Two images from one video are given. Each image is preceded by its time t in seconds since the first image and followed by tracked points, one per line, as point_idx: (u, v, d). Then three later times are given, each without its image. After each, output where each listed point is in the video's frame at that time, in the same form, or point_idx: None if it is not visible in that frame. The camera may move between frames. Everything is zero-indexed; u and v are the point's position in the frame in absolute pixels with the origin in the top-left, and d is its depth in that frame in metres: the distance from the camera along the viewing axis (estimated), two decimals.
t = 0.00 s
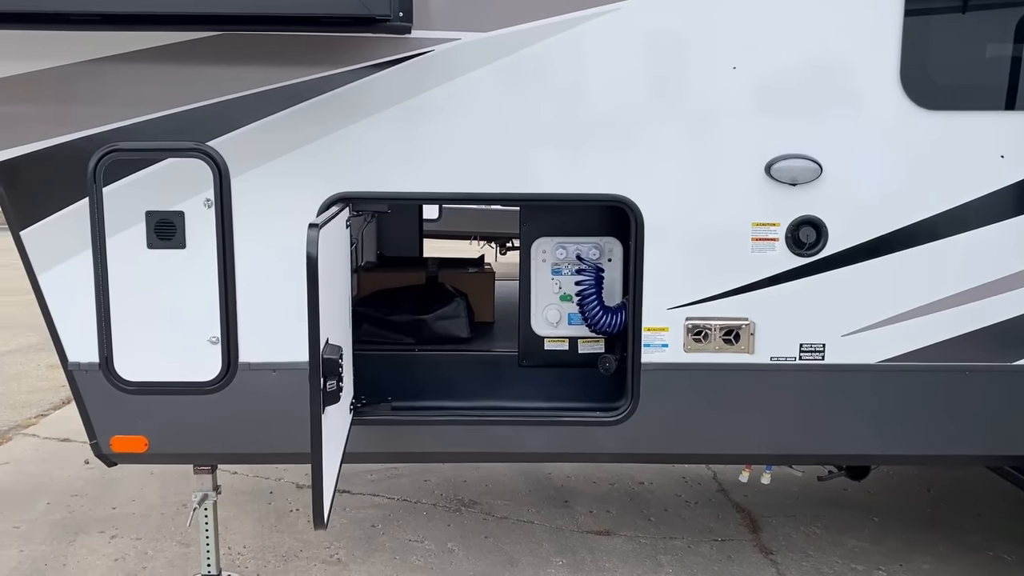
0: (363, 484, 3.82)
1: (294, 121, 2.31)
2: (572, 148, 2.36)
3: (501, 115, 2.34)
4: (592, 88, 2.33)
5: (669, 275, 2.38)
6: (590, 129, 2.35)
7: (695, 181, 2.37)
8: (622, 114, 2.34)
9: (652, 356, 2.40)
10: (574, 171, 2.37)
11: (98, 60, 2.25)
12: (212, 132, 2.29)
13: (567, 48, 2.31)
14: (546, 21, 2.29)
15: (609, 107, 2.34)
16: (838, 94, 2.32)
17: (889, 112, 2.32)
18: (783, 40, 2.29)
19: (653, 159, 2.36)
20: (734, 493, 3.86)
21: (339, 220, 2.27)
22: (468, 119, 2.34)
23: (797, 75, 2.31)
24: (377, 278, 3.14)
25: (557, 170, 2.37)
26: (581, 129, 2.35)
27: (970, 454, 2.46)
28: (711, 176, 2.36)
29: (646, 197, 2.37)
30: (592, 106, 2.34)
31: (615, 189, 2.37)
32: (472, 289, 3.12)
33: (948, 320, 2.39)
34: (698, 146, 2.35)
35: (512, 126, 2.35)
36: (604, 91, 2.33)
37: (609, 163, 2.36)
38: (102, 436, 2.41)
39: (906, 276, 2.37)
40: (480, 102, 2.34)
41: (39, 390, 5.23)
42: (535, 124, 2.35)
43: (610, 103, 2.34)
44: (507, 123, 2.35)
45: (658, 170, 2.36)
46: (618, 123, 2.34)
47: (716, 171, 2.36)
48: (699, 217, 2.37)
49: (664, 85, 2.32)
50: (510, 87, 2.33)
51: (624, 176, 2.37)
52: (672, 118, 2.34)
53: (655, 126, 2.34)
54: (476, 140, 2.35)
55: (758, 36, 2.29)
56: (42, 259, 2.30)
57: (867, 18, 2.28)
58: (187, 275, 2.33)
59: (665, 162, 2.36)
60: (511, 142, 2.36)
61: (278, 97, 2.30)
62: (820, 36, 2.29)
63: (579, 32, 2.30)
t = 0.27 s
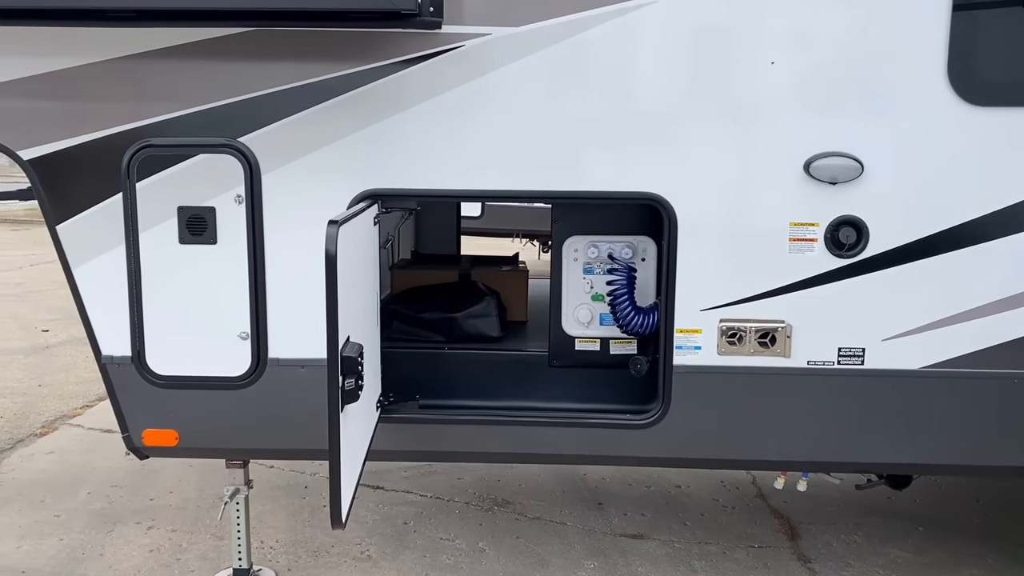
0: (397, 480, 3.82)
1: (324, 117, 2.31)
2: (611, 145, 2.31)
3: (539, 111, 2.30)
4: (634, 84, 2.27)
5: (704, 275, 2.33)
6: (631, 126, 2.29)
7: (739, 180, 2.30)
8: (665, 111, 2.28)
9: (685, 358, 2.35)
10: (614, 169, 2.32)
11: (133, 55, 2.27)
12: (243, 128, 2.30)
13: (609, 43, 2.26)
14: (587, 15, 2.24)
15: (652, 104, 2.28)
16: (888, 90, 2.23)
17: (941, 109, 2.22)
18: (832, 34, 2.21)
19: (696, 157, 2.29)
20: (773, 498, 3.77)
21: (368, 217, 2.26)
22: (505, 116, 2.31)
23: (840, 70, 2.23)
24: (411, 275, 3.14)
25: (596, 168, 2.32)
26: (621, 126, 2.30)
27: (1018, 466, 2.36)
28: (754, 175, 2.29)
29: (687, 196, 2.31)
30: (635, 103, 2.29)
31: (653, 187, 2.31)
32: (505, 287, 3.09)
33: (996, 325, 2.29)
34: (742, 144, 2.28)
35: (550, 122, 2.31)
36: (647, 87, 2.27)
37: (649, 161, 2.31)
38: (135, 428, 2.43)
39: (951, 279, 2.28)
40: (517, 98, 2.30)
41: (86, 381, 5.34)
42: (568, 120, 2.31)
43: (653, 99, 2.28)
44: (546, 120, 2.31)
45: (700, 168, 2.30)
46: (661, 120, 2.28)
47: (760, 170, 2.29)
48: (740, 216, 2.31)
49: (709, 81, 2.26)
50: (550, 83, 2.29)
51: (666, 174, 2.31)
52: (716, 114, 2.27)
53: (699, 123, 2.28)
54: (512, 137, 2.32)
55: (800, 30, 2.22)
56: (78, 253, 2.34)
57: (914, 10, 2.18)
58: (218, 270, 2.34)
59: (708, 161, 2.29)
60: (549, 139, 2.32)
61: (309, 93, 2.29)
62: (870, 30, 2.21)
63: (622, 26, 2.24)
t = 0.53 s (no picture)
0: (431, 477, 3.81)
1: (355, 112, 2.30)
2: (652, 141, 2.25)
3: (578, 107, 2.26)
4: (670, 79, 2.22)
5: (739, 276, 2.26)
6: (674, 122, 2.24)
7: (785, 178, 2.22)
8: (709, 107, 2.22)
9: (719, 360, 2.28)
10: (654, 165, 2.26)
11: (170, 50, 2.29)
12: (275, 123, 2.30)
13: (653, 37, 2.20)
14: (628, 9, 2.20)
15: (696, 99, 2.22)
16: (942, 84, 2.13)
17: (997, 106, 2.12)
18: (885, 27, 2.13)
19: (741, 154, 2.23)
20: (814, 505, 3.68)
21: (396, 212, 2.24)
22: (542, 111, 2.27)
23: (886, 63, 2.14)
24: (445, 272, 3.12)
25: (636, 164, 2.27)
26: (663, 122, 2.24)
27: None
28: (800, 173, 2.22)
29: (729, 194, 2.25)
30: (673, 98, 2.23)
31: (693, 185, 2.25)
32: (539, 285, 3.07)
33: None
34: (789, 141, 2.21)
35: (590, 117, 2.26)
36: (691, 81, 2.21)
37: (691, 157, 2.25)
38: (167, 421, 2.46)
39: (1000, 282, 2.18)
40: (556, 93, 2.26)
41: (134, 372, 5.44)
42: (601, 116, 2.26)
43: (697, 94, 2.22)
44: (586, 115, 2.26)
45: (744, 166, 2.23)
46: (705, 116, 2.22)
47: (806, 168, 2.21)
48: (783, 215, 2.24)
49: (756, 76, 2.19)
50: (590, 78, 2.24)
51: (709, 171, 2.25)
52: (762, 110, 2.20)
53: (744, 119, 2.21)
54: (549, 132, 2.28)
55: (844, 22, 2.14)
56: (114, 247, 2.37)
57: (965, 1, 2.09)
58: (249, 265, 2.35)
59: (753, 158, 2.23)
60: (587, 135, 2.27)
61: (341, 88, 2.28)
62: (923, 22, 2.11)
63: (666, 20, 2.19)
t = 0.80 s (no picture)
0: (463, 471, 3.80)
1: (381, 104, 2.29)
2: (690, 134, 2.19)
3: (607, 97, 2.22)
4: (702, 67, 2.16)
5: (771, 270, 2.20)
6: (714, 114, 2.18)
7: (829, 172, 2.15)
8: (752, 99, 2.15)
9: (749, 357, 2.23)
10: (693, 159, 2.21)
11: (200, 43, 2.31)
12: (302, 115, 2.30)
13: (688, 26, 2.15)
14: None
15: (739, 91, 2.16)
16: (995, 74, 2.04)
17: None
18: (936, 15, 2.04)
19: (785, 148, 2.16)
20: (853, 506, 3.59)
21: (420, 205, 2.23)
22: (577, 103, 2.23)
23: (927, 50, 2.06)
24: (475, 266, 3.10)
25: (673, 158, 2.21)
26: (703, 115, 2.18)
27: None
28: (845, 167, 2.14)
29: (770, 188, 2.18)
30: (705, 87, 2.17)
31: (730, 179, 2.19)
32: (570, 279, 3.04)
33: None
34: (834, 134, 2.13)
35: (628, 110, 2.21)
36: (733, 73, 2.15)
37: (732, 151, 2.18)
38: (196, 411, 2.48)
39: None
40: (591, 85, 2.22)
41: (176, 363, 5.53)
42: (630, 106, 2.21)
43: (740, 86, 2.15)
44: (623, 108, 2.21)
45: (787, 159, 2.16)
46: (748, 108, 2.16)
47: (851, 161, 2.14)
48: (824, 210, 2.17)
49: (801, 66, 2.12)
50: (628, 70, 2.20)
51: (750, 165, 2.18)
52: (807, 102, 2.13)
53: (788, 111, 2.14)
54: (584, 125, 2.24)
55: (883, 7, 2.06)
56: (145, 239, 2.39)
57: None
58: (277, 257, 2.36)
59: (796, 151, 2.16)
60: (623, 128, 2.22)
61: (368, 79, 2.28)
62: (975, 9, 2.02)
63: (708, 10, 2.14)
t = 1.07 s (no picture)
0: (492, 465, 3.78)
1: (402, 96, 2.27)
2: (724, 123, 2.13)
3: (630, 84, 2.17)
4: (728, 52, 2.10)
5: (801, 262, 2.13)
6: (749, 103, 2.11)
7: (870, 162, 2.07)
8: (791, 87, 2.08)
9: (779, 352, 2.16)
10: (727, 149, 2.14)
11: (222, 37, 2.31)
12: (323, 108, 2.29)
13: (715, 9, 2.09)
14: None
15: (772, 77, 2.09)
16: None
17: None
18: None
19: (815, 135, 2.09)
20: (891, 503, 3.49)
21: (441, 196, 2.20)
22: (607, 93, 2.18)
23: (964, 31, 1.98)
24: (501, 259, 3.07)
25: (706, 148, 2.15)
26: (737, 103, 2.11)
27: None
28: (885, 157, 2.06)
29: (808, 180, 2.11)
30: (732, 72, 2.11)
31: (764, 169, 2.12)
32: (597, 271, 3.00)
33: None
34: (875, 123, 2.06)
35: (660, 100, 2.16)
36: (770, 60, 2.08)
37: (769, 141, 2.11)
38: (220, 405, 2.48)
39: None
40: (622, 73, 2.16)
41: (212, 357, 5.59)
42: (654, 93, 2.16)
43: (778, 73, 2.08)
44: (654, 97, 2.16)
45: (827, 149, 2.09)
46: (785, 97, 2.09)
47: (885, 147, 2.06)
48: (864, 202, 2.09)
49: (842, 52, 2.04)
50: (661, 59, 2.14)
51: (788, 155, 2.11)
52: (847, 90, 2.06)
53: (828, 99, 2.07)
54: (613, 114, 2.19)
55: None
56: (168, 233, 2.39)
57: None
58: (299, 251, 2.34)
59: (838, 141, 2.08)
60: (655, 118, 2.17)
61: (389, 70, 2.26)
62: None
63: None
